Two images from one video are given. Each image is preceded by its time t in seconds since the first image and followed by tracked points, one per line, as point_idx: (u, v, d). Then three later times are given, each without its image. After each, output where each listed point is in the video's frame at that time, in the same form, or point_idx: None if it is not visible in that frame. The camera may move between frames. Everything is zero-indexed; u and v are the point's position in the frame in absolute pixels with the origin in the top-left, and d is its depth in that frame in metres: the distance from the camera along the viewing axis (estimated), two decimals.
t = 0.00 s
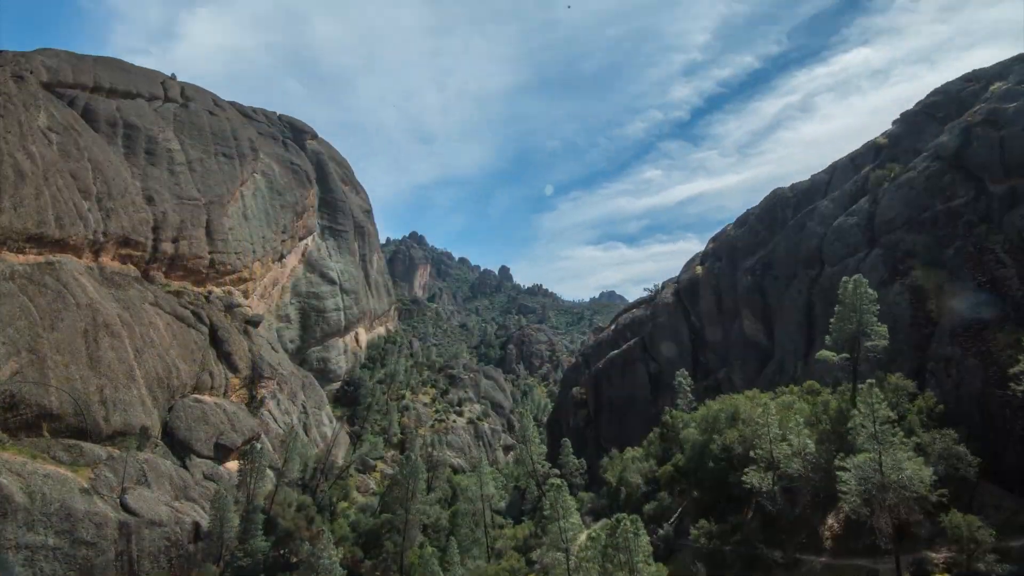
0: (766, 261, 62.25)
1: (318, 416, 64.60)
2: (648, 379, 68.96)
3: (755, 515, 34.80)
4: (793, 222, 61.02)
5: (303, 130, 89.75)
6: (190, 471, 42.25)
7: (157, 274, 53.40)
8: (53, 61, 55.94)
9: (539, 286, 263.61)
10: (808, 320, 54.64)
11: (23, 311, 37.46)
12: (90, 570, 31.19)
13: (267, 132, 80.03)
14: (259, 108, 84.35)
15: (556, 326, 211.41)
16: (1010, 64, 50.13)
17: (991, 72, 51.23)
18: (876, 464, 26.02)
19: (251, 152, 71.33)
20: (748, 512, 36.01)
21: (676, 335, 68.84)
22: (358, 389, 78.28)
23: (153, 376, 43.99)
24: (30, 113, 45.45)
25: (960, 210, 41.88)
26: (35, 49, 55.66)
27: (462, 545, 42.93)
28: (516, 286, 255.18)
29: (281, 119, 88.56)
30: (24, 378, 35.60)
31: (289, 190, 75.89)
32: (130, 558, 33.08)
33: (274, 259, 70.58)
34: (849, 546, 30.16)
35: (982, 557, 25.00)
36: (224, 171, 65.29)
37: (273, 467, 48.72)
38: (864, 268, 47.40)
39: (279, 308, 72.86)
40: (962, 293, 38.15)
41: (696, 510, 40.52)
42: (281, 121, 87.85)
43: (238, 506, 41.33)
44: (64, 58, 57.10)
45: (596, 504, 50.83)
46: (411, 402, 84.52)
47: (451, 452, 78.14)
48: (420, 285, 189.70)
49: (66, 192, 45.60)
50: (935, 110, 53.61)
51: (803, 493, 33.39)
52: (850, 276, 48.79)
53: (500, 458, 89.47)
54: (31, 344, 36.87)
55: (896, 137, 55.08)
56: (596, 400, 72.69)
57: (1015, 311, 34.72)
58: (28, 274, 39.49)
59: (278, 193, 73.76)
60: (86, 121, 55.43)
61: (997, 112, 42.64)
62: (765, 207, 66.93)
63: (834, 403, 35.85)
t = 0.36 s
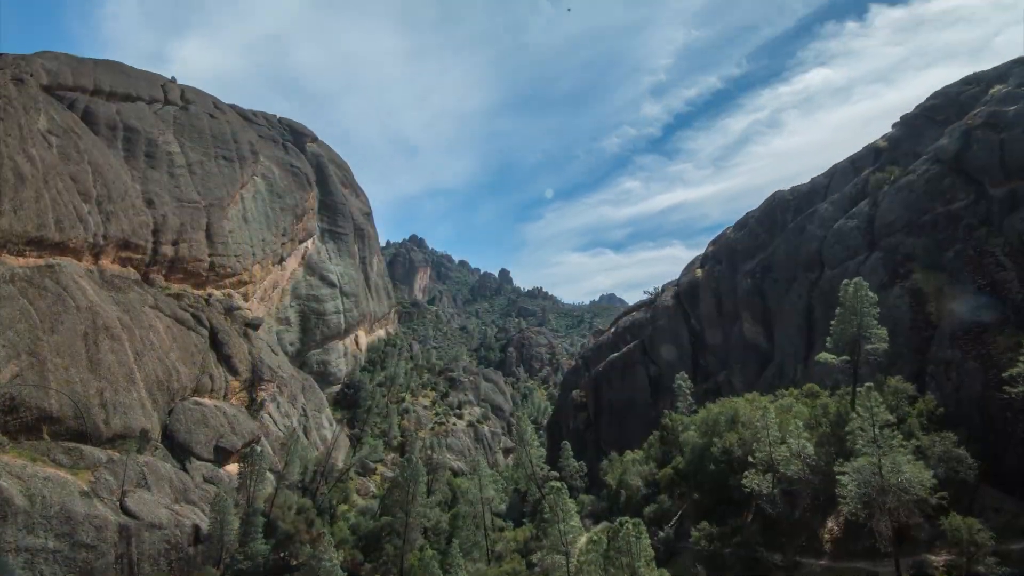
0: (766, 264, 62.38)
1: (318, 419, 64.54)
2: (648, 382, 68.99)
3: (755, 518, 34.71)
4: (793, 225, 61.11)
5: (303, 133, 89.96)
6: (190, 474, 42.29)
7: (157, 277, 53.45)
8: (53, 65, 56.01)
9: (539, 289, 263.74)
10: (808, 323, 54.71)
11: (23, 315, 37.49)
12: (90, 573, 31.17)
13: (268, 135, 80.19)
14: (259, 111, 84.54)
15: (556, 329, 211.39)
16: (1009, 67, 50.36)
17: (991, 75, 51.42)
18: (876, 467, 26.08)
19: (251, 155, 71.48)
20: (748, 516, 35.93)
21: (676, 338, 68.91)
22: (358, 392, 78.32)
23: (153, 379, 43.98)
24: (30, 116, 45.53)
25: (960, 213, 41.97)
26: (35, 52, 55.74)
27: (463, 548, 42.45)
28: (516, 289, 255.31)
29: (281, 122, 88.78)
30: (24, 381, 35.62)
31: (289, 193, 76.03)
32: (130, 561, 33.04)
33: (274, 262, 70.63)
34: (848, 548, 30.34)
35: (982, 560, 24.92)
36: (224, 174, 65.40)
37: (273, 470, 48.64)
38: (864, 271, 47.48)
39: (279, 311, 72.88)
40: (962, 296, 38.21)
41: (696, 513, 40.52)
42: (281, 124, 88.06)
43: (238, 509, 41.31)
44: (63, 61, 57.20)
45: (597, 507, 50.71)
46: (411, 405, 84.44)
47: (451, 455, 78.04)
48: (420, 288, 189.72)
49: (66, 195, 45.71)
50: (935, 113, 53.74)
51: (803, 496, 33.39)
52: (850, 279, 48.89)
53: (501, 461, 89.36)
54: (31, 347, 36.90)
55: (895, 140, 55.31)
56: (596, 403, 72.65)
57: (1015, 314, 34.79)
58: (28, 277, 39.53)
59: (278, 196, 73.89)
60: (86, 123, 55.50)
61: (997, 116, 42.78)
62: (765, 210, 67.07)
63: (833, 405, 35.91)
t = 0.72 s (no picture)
0: (766, 267, 62.51)
1: (318, 422, 64.50)
2: (648, 385, 69.02)
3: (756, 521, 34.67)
4: (793, 228, 61.24)
5: (303, 136, 90.22)
6: (190, 477, 42.44)
7: (157, 280, 53.52)
8: (53, 67, 56.12)
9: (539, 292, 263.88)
10: (808, 326, 54.74)
11: (23, 318, 37.52)
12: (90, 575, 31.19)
13: (268, 137, 80.37)
14: (259, 114, 84.78)
15: (556, 332, 211.46)
16: (1009, 70, 50.62)
17: (991, 78, 51.61)
18: (876, 470, 26.05)
19: (251, 158, 71.65)
20: (748, 518, 35.83)
21: (676, 341, 68.97)
22: (358, 395, 78.58)
23: (153, 381, 44.00)
24: (30, 119, 45.80)
25: (960, 216, 41.93)
26: (35, 55, 55.89)
27: (463, 550, 42.42)
28: (516, 292, 255.51)
29: (281, 125, 89.06)
30: (24, 384, 35.68)
31: (289, 196, 76.17)
32: (130, 563, 33.05)
33: (274, 265, 70.73)
34: (849, 552, 30.25)
35: (982, 563, 24.88)
36: (224, 177, 65.57)
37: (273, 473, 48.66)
38: (864, 274, 47.62)
39: (279, 313, 72.93)
40: (962, 299, 38.12)
41: (695, 515, 40.51)
42: (281, 127, 88.32)
43: (238, 511, 41.34)
44: (64, 63, 57.49)
45: (596, 510, 50.68)
46: (411, 408, 84.47)
47: (451, 458, 78.03)
48: (420, 291, 189.87)
49: (66, 198, 45.88)
50: (936, 116, 53.84)
51: (803, 498, 33.35)
52: (850, 281, 49.01)
53: (500, 464, 89.34)
54: (31, 349, 36.95)
55: (896, 143, 55.50)
56: (596, 405, 72.71)
57: (1016, 316, 34.72)
58: (28, 280, 39.49)
59: (278, 198, 74.01)
60: (86, 126, 55.58)
61: (997, 118, 42.90)
62: (765, 212, 67.19)
63: (833, 408, 36.02)
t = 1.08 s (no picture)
0: (767, 270, 62.60)
1: (318, 425, 65.01)
2: (648, 387, 68.84)
3: (758, 527, 34.62)
4: (793, 231, 61.37)
5: (303, 139, 90.46)
6: (190, 480, 42.55)
7: (157, 283, 53.66)
8: (52, 70, 55.89)
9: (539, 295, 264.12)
10: (808, 328, 54.25)
11: (23, 319, 36.87)
12: None
13: (268, 141, 80.68)
14: (259, 117, 84.99)
15: (556, 334, 211.61)
16: (1009, 73, 50.87)
17: (991, 81, 51.90)
18: (876, 472, 26.47)
19: (251, 161, 71.81)
20: (749, 521, 36.08)
21: (677, 343, 68.95)
22: (358, 398, 79.43)
23: (153, 384, 43.99)
24: (30, 121, 44.58)
25: (960, 219, 42.12)
26: (34, 57, 55.67)
27: (463, 553, 41.82)
28: (516, 295, 255.75)
29: (281, 127, 89.34)
30: (24, 387, 34.98)
31: (289, 199, 76.30)
32: (130, 566, 33.00)
33: (274, 268, 70.86)
34: (848, 555, 30.05)
35: (983, 566, 24.83)
36: (224, 180, 65.80)
37: (273, 476, 48.64)
38: (864, 277, 47.72)
39: (279, 316, 72.91)
40: (963, 301, 37.77)
41: (697, 517, 39.91)
42: (281, 130, 88.55)
43: (238, 514, 41.30)
44: (63, 66, 57.47)
45: (596, 513, 50.53)
46: (411, 410, 84.46)
47: (451, 461, 78.00)
48: (420, 294, 190.00)
49: (66, 200, 45.34)
50: (936, 119, 53.97)
51: (803, 502, 33.19)
52: (850, 284, 49.03)
53: (500, 467, 89.37)
54: (32, 351, 36.29)
55: (896, 146, 55.68)
56: (597, 408, 72.73)
57: (1015, 318, 34.20)
58: (28, 283, 39.00)
59: (278, 201, 74.14)
60: (86, 128, 54.84)
61: (998, 121, 43.02)
62: (765, 216, 67.34)
63: (833, 411, 36.24)
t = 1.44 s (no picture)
0: (766, 272, 62.69)
1: (318, 427, 65.00)
2: (648, 390, 68.86)
3: (758, 528, 34.67)
4: (793, 234, 61.50)
5: (303, 142, 90.67)
6: (190, 482, 42.57)
7: (157, 286, 53.73)
8: (52, 72, 56.03)
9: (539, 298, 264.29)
10: (808, 331, 54.31)
11: (23, 322, 36.87)
12: None
13: (268, 144, 80.85)
14: (259, 120, 85.13)
15: (556, 337, 211.58)
16: (1009, 76, 51.07)
17: (991, 84, 52.08)
18: (876, 475, 26.55)
19: (251, 164, 71.99)
20: (748, 524, 36.14)
21: (676, 346, 69.00)
22: (358, 401, 79.10)
23: (153, 387, 44.01)
24: (30, 123, 44.45)
25: (960, 221, 42.22)
26: (34, 60, 55.82)
27: (463, 556, 41.76)
28: (516, 297, 255.94)
29: (281, 130, 89.54)
30: (23, 390, 35.01)
31: (289, 201, 76.45)
32: (130, 569, 33.00)
33: (274, 270, 70.95)
34: (849, 558, 30.06)
35: (983, 568, 24.86)
36: (223, 182, 65.90)
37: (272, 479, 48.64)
38: (864, 279, 47.79)
39: (279, 319, 72.94)
40: (963, 304, 37.83)
41: (696, 520, 40.20)
42: (281, 132, 88.75)
43: (238, 517, 41.26)
44: (63, 69, 57.58)
45: (596, 516, 50.47)
46: (411, 413, 84.43)
47: (451, 463, 77.96)
48: (420, 296, 190.19)
49: (66, 203, 45.34)
50: (936, 121, 54.09)
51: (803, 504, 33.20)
52: (850, 287, 49.08)
53: (500, 470, 89.32)
54: (31, 354, 36.32)
55: (896, 148, 55.80)
56: (597, 411, 72.75)
57: (1015, 321, 34.38)
58: (28, 285, 39.03)
59: (278, 204, 74.30)
60: (86, 131, 54.99)
61: (998, 123, 43.08)
62: (765, 218, 67.47)
63: (833, 414, 36.25)
